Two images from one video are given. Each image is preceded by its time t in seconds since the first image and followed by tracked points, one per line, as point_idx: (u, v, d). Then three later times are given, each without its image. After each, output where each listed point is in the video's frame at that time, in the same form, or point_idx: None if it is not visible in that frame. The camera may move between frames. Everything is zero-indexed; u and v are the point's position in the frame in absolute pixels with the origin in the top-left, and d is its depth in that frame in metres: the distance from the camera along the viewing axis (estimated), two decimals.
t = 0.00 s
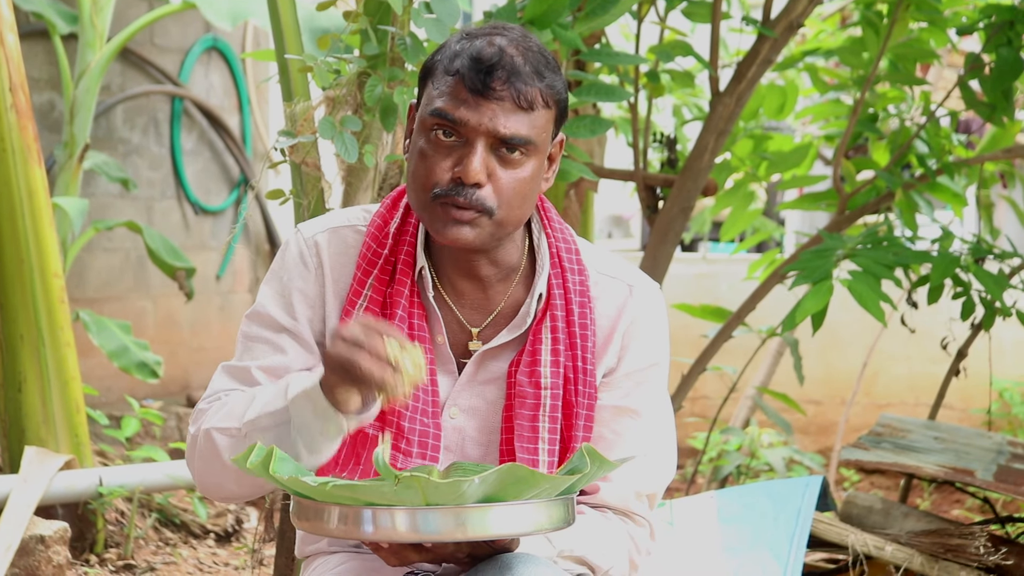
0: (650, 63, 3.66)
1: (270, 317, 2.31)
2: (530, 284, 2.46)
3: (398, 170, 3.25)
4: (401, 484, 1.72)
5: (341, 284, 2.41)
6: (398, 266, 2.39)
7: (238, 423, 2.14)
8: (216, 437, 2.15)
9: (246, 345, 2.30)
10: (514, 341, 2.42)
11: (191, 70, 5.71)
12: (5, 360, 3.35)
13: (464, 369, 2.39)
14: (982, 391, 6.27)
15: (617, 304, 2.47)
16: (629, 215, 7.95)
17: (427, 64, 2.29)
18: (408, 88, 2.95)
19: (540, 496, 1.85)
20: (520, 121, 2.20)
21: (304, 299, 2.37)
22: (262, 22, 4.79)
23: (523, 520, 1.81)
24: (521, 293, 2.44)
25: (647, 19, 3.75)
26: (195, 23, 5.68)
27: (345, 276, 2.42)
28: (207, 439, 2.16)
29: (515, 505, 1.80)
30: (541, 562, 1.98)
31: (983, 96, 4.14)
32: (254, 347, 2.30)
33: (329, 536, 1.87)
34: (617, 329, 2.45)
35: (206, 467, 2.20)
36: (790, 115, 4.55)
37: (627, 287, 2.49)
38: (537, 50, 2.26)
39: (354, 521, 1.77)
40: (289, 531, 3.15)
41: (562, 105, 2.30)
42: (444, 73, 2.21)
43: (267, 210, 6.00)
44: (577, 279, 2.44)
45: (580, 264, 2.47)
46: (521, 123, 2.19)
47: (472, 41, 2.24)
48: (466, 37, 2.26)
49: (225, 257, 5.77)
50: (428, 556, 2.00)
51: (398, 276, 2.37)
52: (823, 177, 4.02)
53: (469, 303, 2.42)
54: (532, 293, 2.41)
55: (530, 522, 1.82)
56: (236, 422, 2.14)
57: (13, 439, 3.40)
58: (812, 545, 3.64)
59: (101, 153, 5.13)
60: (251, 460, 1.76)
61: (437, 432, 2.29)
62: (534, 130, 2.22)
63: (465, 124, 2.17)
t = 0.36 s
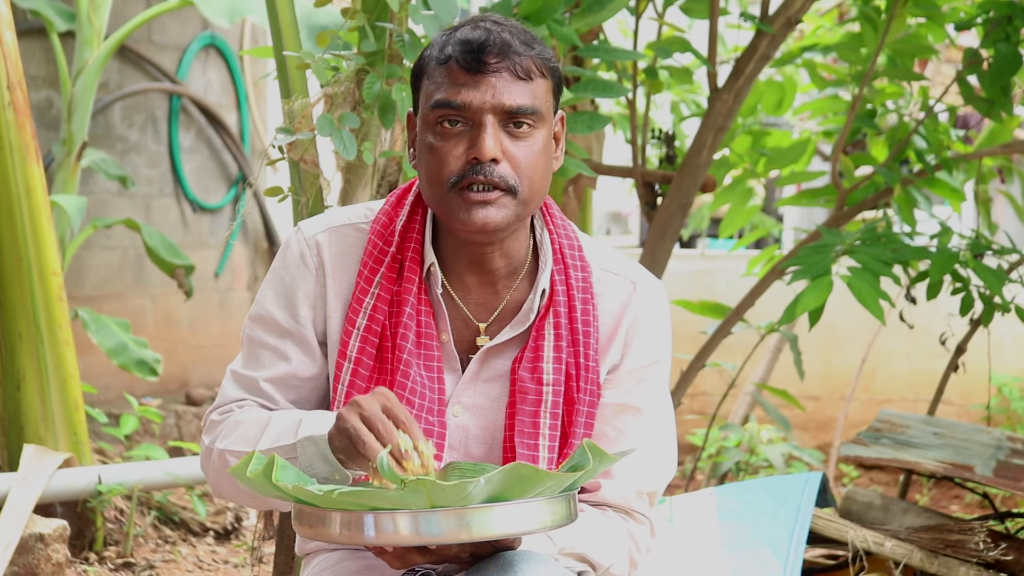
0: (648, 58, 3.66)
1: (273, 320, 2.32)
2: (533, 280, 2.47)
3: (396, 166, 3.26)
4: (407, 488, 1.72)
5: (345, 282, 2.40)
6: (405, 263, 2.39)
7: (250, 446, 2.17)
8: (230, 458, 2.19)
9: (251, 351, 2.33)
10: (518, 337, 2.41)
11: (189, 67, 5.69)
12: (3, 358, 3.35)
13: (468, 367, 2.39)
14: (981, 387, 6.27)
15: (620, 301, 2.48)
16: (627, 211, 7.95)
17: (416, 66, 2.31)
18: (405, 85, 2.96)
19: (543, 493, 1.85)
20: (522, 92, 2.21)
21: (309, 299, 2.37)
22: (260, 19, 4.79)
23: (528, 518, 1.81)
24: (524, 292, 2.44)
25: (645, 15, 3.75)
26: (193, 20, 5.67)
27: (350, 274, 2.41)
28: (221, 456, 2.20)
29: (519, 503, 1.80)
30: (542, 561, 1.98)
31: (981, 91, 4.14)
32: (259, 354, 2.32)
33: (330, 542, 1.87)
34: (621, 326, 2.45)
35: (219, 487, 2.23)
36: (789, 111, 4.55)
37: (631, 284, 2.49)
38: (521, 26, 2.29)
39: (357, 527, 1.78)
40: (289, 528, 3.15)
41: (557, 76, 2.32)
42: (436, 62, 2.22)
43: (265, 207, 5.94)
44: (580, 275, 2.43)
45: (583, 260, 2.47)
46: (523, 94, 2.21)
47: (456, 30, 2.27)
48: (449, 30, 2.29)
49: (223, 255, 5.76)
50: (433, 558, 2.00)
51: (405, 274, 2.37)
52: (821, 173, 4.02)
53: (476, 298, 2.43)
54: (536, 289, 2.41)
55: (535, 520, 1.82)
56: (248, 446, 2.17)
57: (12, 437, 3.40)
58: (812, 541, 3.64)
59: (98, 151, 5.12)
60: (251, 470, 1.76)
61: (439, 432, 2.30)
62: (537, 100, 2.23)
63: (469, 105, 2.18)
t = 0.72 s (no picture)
0: (648, 61, 3.67)
1: (280, 313, 2.32)
2: (537, 281, 2.47)
3: (396, 169, 3.26)
4: (409, 489, 1.72)
5: (349, 279, 2.41)
6: (410, 261, 2.39)
7: (251, 440, 2.17)
8: (232, 452, 2.19)
9: (256, 344, 2.33)
10: (525, 337, 2.41)
11: (189, 70, 5.69)
12: (4, 360, 3.35)
13: (474, 364, 2.38)
14: (982, 388, 6.27)
15: (625, 302, 2.47)
16: (627, 213, 7.96)
17: (408, 85, 2.28)
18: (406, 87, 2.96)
19: (544, 493, 1.85)
20: (519, 114, 2.20)
21: (316, 295, 2.37)
22: (260, 21, 4.79)
23: (529, 518, 1.80)
24: (530, 290, 2.45)
25: (645, 17, 3.74)
26: (193, 23, 5.67)
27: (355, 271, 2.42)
28: (222, 448, 2.20)
29: (521, 504, 1.80)
30: (544, 562, 1.97)
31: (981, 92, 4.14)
32: (264, 346, 2.32)
33: (333, 543, 1.87)
34: (625, 326, 2.45)
35: (222, 478, 2.23)
36: (789, 112, 4.55)
37: (635, 285, 2.48)
38: (511, 41, 2.25)
39: (358, 528, 1.77)
40: (289, 530, 3.15)
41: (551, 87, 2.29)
42: (429, 89, 2.20)
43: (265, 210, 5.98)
44: (588, 277, 2.43)
45: (590, 262, 2.47)
46: (520, 118, 2.19)
47: (446, 50, 2.23)
48: (439, 48, 2.25)
49: (223, 257, 5.76)
50: (435, 559, 2.00)
51: (410, 271, 2.37)
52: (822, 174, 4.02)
53: (482, 297, 2.43)
54: (544, 291, 2.41)
55: (537, 521, 1.81)
56: (249, 441, 2.17)
57: (13, 440, 3.41)
58: (813, 543, 3.64)
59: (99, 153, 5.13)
60: (252, 472, 1.76)
61: (444, 428, 2.30)
62: (534, 120, 2.22)
63: (466, 133, 2.17)
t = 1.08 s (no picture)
0: (647, 64, 3.67)
1: (283, 326, 2.32)
2: (536, 289, 2.47)
3: (396, 171, 3.27)
4: (413, 495, 1.72)
5: (349, 291, 2.42)
6: (408, 271, 2.39)
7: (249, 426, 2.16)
8: (230, 446, 2.19)
9: (260, 358, 2.32)
10: (523, 345, 2.42)
11: (189, 71, 5.70)
12: (2, 361, 3.35)
13: (472, 374, 2.39)
14: (980, 392, 6.27)
15: (625, 308, 2.48)
16: (627, 216, 7.97)
17: (396, 93, 2.30)
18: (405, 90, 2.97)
19: (547, 499, 1.85)
20: (507, 106, 2.20)
21: (316, 307, 2.38)
22: (260, 23, 4.80)
23: (530, 525, 1.80)
24: (528, 298, 2.45)
25: (644, 21, 3.74)
26: (193, 24, 5.68)
27: (354, 281, 2.43)
28: (224, 445, 2.19)
29: (523, 510, 1.80)
30: (543, 565, 1.97)
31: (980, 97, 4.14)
32: (269, 360, 2.32)
33: (333, 548, 1.88)
34: (625, 332, 2.46)
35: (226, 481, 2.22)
36: (788, 116, 4.55)
37: (635, 291, 2.49)
38: (493, 39, 2.27)
39: (359, 533, 1.78)
40: (287, 532, 3.15)
41: (539, 82, 2.30)
42: (416, 88, 2.21)
43: (265, 213, 5.96)
44: (585, 283, 2.44)
45: (588, 268, 2.47)
46: (509, 109, 2.20)
47: (430, 52, 2.25)
48: (423, 52, 2.27)
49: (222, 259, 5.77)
50: (435, 563, 2.00)
51: (409, 280, 2.37)
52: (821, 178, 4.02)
53: (481, 305, 2.43)
54: (542, 299, 2.41)
55: (539, 526, 1.82)
56: (246, 430, 2.16)
57: (11, 441, 3.41)
58: (811, 547, 3.64)
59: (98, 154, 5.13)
60: (254, 475, 1.77)
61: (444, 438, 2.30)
62: (523, 112, 2.22)
63: (456, 126, 2.18)
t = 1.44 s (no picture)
0: (647, 71, 3.67)
1: (277, 341, 2.32)
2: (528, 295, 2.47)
3: (396, 178, 3.27)
4: (408, 503, 1.72)
5: (344, 298, 2.41)
6: (404, 276, 2.39)
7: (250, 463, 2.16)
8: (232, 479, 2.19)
9: (256, 375, 2.32)
10: (514, 352, 2.42)
11: (189, 78, 5.70)
12: (2, 369, 3.35)
13: (465, 382, 2.39)
14: (980, 398, 6.27)
15: (618, 313, 2.47)
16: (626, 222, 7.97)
17: (402, 80, 2.33)
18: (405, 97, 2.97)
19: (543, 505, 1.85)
20: (507, 99, 2.22)
21: (310, 319, 2.37)
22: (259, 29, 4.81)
23: (526, 531, 1.81)
24: (519, 306, 2.44)
25: (644, 27, 3.75)
26: (193, 30, 5.69)
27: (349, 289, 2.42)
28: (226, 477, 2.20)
29: (519, 516, 1.80)
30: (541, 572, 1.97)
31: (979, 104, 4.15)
32: (264, 376, 2.31)
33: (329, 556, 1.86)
34: (618, 337, 2.45)
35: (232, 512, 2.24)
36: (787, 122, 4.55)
37: (628, 295, 2.49)
38: (505, 39, 2.32)
39: (356, 541, 1.78)
40: (287, 539, 3.14)
41: (543, 87, 2.33)
42: (421, 71, 2.24)
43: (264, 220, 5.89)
44: (574, 287, 2.45)
45: (577, 273, 2.48)
46: (507, 102, 2.22)
47: (441, 42, 2.29)
48: (435, 42, 2.31)
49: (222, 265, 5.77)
50: (432, 570, 2.01)
51: (404, 288, 2.37)
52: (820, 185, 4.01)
53: (474, 312, 2.43)
54: (532, 303, 2.42)
55: (535, 533, 1.82)
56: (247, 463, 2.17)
57: (10, 448, 3.40)
58: (810, 553, 3.63)
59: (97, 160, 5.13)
60: (249, 486, 1.78)
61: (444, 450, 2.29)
62: (522, 107, 2.24)
63: (453, 110, 2.20)
